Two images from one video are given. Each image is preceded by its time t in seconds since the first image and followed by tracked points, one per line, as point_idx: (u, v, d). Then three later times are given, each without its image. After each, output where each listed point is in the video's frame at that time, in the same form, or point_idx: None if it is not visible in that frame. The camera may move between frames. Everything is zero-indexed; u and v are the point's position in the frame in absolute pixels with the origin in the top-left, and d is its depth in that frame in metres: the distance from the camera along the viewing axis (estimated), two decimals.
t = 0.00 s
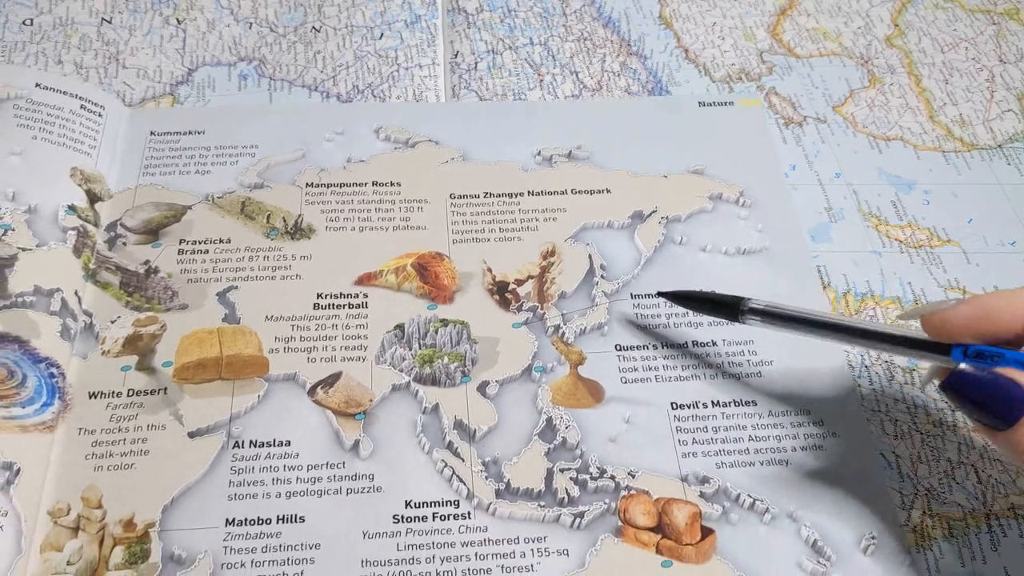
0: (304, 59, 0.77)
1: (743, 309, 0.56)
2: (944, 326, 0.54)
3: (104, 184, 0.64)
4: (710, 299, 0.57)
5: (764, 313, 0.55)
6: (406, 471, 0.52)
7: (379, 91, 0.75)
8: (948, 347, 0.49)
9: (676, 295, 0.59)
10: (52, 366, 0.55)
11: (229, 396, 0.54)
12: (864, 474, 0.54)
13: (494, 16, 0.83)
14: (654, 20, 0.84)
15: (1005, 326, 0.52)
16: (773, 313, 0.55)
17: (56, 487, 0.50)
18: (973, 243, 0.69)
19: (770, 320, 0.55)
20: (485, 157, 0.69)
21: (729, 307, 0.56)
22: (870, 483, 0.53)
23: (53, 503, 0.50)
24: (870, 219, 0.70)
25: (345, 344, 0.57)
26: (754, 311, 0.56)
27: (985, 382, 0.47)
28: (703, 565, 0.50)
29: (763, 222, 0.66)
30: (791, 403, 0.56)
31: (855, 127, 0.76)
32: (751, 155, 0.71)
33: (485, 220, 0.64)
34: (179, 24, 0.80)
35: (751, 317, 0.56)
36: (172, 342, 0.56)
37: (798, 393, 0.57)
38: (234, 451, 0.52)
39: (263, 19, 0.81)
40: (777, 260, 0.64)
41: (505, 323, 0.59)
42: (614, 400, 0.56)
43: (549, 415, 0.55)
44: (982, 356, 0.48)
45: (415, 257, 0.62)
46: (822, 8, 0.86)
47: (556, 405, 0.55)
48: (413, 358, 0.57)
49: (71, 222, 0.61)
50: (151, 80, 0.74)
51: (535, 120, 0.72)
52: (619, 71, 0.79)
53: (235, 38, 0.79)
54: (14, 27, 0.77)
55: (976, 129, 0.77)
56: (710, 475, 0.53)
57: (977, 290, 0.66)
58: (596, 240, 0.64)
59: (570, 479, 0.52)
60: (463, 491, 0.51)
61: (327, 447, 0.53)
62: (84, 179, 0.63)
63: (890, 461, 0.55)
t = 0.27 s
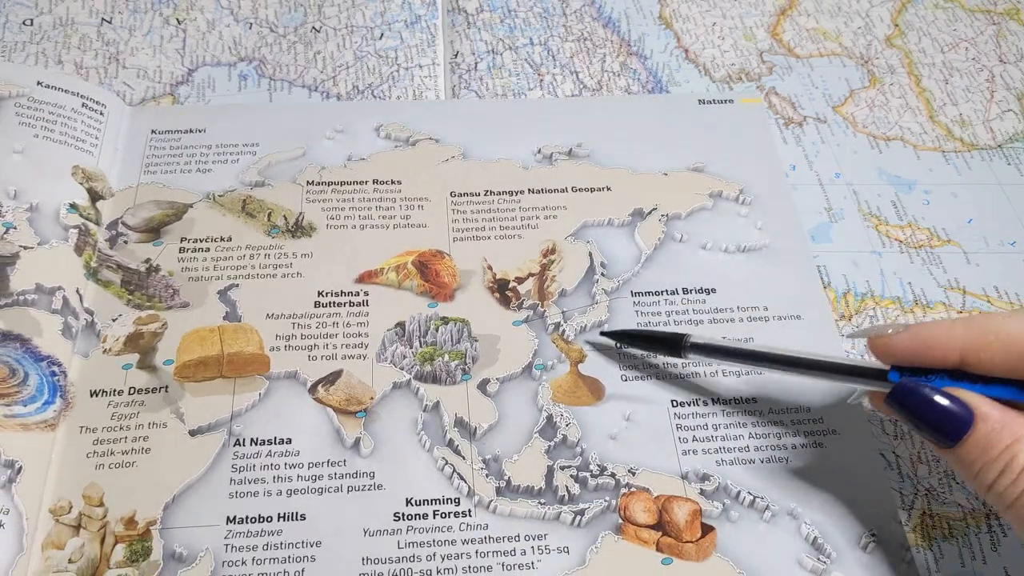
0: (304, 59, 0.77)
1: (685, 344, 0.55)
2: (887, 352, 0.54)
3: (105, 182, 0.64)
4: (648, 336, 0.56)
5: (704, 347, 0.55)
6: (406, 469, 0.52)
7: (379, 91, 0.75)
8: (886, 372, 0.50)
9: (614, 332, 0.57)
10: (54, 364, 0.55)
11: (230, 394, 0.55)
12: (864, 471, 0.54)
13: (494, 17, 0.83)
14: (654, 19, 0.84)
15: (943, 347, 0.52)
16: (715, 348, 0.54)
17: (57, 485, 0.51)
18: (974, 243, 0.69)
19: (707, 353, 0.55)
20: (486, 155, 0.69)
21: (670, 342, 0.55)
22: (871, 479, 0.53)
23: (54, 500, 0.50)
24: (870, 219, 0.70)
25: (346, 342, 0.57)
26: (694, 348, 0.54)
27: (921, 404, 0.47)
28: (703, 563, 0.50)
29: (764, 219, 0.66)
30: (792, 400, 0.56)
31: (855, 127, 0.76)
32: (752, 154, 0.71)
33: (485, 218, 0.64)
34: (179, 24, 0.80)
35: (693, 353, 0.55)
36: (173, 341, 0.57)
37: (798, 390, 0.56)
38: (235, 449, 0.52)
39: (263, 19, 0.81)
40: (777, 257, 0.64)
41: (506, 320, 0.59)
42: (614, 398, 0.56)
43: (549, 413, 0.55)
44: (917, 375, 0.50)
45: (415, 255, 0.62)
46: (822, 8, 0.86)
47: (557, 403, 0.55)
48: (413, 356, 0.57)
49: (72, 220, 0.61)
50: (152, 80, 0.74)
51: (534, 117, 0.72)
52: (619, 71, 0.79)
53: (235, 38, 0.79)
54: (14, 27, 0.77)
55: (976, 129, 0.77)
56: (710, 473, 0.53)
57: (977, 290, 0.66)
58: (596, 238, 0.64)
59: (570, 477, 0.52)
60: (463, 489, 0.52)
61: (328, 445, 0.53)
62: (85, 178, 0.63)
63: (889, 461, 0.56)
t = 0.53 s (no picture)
0: (304, 59, 0.77)
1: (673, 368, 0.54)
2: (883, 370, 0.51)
3: (105, 182, 0.64)
4: (638, 360, 0.55)
5: (693, 369, 0.54)
6: (406, 469, 0.52)
7: (379, 91, 0.75)
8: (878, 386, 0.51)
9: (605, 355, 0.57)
10: (54, 364, 0.55)
11: (230, 394, 0.55)
12: (864, 471, 0.54)
13: (494, 17, 0.83)
14: (654, 19, 0.84)
15: (934, 356, 0.51)
16: (704, 370, 0.54)
17: (57, 485, 0.51)
18: (974, 243, 0.69)
19: (700, 375, 0.54)
20: (486, 155, 0.69)
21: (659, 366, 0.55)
22: (871, 479, 0.53)
23: (54, 500, 0.50)
24: (870, 219, 0.70)
25: (346, 342, 0.57)
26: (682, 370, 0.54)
27: (910, 416, 0.47)
28: (703, 563, 0.50)
29: (764, 219, 0.66)
30: (792, 400, 0.56)
31: (855, 127, 0.76)
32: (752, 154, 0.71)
33: (485, 217, 0.64)
34: (179, 24, 0.80)
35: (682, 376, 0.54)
36: (173, 341, 0.57)
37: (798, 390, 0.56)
38: (235, 449, 0.52)
39: (263, 19, 0.81)
40: (777, 257, 0.64)
41: (506, 320, 0.59)
42: (613, 398, 0.56)
43: (549, 413, 0.55)
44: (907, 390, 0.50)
45: (415, 255, 0.62)
46: (822, 8, 0.86)
47: (557, 403, 0.55)
48: (413, 356, 0.57)
49: (72, 220, 0.61)
50: (152, 80, 0.74)
51: (534, 117, 0.72)
52: (619, 71, 0.79)
53: (235, 38, 0.79)
54: (14, 27, 0.77)
55: (976, 129, 0.77)
56: (710, 472, 0.53)
57: (977, 290, 0.66)
58: (596, 238, 0.64)
59: (570, 477, 0.52)
60: (463, 489, 0.52)
61: (328, 445, 0.53)
62: (85, 178, 0.63)
63: (889, 461, 0.56)
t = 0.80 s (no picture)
0: (304, 59, 0.77)
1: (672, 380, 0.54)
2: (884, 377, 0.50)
3: (105, 182, 0.64)
4: (637, 373, 0.55)
5: (692, 380, 0.54)
6: (406, 469, 0.52)
7: (379, 91, 0.75)
8: (875, 391, 0.51)
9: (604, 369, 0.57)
10: (54, 364, 0.55)
11: (229, 394, 0.55)
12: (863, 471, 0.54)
13: (494, 17, 0.83)
14: (654, 19, 0.84)
15: (932, 361, 0.50)
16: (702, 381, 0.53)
17: (57, 485, 0.51)
18: (974, 243, 0.69)
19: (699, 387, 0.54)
20: (486, 155, 0.69)
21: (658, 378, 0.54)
22: (870, 479, 0.53)
23: (54, 500, 0.50)
24: (870, 219, 0.70)
25: (346, 342, 0.57)
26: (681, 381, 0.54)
27: (908, 419, 0.47)
28: (702, 563, 0.50)
29: (764, 220, 0.66)
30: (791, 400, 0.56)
31: (855, 127, 0.76)
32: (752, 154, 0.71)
33: (485, 217, 0.64)
34: (179, 24, 0.80)
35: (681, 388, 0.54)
36: (173, 341, 0.57)
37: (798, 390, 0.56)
38: (235, 449, 0.52)
39: (263, 19, 0.81)
40: (777, 257, 0.64)
41: (505, 320, 0.59)
42: (613, 398, 0.56)
43: (549, 413, 0.55)
44: (907, 394, 0.50)
45: (415, 256, 0.62)
46: (822, 8, 0.86)
47: (557, 403, 0.55)
48: (413, 356, 0.57)
49: (72, 220, 0.61)
50: (152, 80, 0.74)
51: (535, 117, 0.72)
52: (619, 71, 0.79)
53: (235, 38, 0.79)
54: (14, 27, 0.77)
55: (976, 129, 0.77)
56: (710, 472, 0.53)
57: (977, 290, 0.66)
58: (596, 238, 0.64)
59: (570, 477, 0.52)
60: (463, 489, 0.52)
61: (327, 445, 0.53)
62: (85, 178, 0.63)
63: (889, 461, 0.56)
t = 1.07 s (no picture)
0: (304, 59, 0.77)
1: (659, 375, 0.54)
2: (866, 377, 0.51)
3: (105, 182, 0.64)
4: (624, 367, 0.55)
5: (679, 375, 0.54)
6: (406, 469, 0.52)
7: (379, 91, 0.75)
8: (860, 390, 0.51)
9: (594, 362, 0.57)
10: (53, 364, 0.55)
11: (229, 394, 0.55)
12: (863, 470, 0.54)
13: (494, 17, 0.83)
14: (654, 19, 0.84)
15: (913, 363, 0.50)
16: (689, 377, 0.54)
17: (57, 485, 0.51)
18: (974, 243, 0.69)
19: (685, 381, 0.54)
20: (486, 155, 0.69)
21: (645, 373, 0.55)
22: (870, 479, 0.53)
23: (54, 500, 0.50)
24: (870, 219, 0.70)
25: (346, 342, 0.57)
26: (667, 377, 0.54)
27: (892, 419, 0.47)
28: (702, 563, 0.50)
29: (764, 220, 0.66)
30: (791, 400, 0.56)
31: (855, 127, 0.76)
32: (752, 153, 0.71)
33: (485, 217, 0.64)
34: (179, 24, 0.80)
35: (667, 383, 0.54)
36: (173, 341, 0.57)
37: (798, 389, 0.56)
38: (235, 449, 0.52)
39: (263, 19, 0.81)
40: (777, 257, 0.64)
41: (505, 320, 0.59)
42: (613, 398, 0.56)
43: (549, 413, 0.55)
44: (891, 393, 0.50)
45: (415, 256, 0.62)
46: (822, 8, 0.86)
47: (556, 402, 0.55)
48: (413, 356, 0.57)
49: (72, 220, 0.61)
50: (152, 80, 0.74)
51: (534, 118, 0.72)
52: (619, 70, 0.79)
53: (235, 38, 0.79)
54: (14, 27, 0.77)
55: (976, 129, 0.77)
56: (710, 472, 0.53)
57: (977, 290, 0.66)
58: (596, 238, 0.64)
59: (570, 477, 0.52)
60: (463, 489, 0.52)
61: (327, 445, 0.53)
62: (85, 178, 0.63)
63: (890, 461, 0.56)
